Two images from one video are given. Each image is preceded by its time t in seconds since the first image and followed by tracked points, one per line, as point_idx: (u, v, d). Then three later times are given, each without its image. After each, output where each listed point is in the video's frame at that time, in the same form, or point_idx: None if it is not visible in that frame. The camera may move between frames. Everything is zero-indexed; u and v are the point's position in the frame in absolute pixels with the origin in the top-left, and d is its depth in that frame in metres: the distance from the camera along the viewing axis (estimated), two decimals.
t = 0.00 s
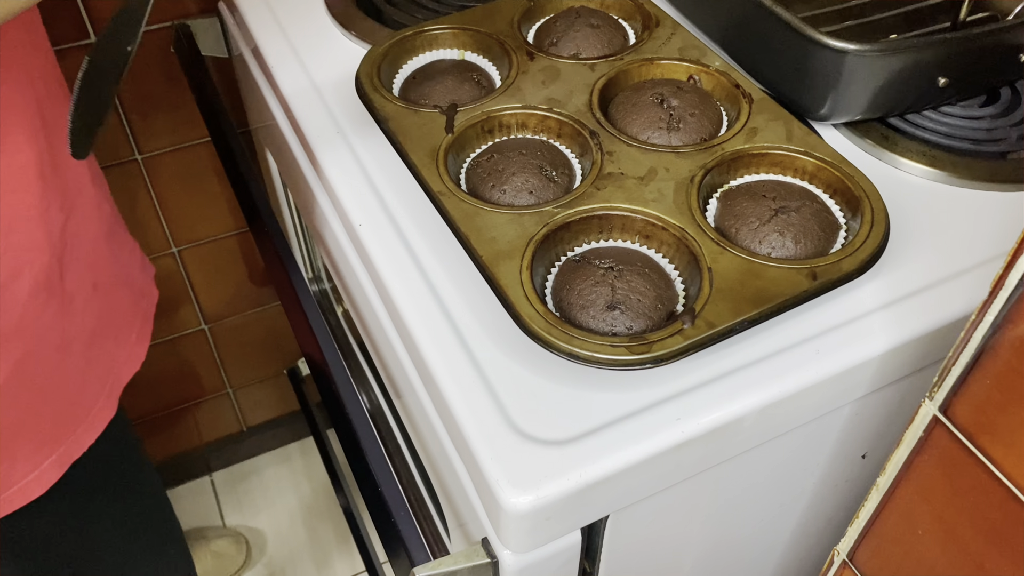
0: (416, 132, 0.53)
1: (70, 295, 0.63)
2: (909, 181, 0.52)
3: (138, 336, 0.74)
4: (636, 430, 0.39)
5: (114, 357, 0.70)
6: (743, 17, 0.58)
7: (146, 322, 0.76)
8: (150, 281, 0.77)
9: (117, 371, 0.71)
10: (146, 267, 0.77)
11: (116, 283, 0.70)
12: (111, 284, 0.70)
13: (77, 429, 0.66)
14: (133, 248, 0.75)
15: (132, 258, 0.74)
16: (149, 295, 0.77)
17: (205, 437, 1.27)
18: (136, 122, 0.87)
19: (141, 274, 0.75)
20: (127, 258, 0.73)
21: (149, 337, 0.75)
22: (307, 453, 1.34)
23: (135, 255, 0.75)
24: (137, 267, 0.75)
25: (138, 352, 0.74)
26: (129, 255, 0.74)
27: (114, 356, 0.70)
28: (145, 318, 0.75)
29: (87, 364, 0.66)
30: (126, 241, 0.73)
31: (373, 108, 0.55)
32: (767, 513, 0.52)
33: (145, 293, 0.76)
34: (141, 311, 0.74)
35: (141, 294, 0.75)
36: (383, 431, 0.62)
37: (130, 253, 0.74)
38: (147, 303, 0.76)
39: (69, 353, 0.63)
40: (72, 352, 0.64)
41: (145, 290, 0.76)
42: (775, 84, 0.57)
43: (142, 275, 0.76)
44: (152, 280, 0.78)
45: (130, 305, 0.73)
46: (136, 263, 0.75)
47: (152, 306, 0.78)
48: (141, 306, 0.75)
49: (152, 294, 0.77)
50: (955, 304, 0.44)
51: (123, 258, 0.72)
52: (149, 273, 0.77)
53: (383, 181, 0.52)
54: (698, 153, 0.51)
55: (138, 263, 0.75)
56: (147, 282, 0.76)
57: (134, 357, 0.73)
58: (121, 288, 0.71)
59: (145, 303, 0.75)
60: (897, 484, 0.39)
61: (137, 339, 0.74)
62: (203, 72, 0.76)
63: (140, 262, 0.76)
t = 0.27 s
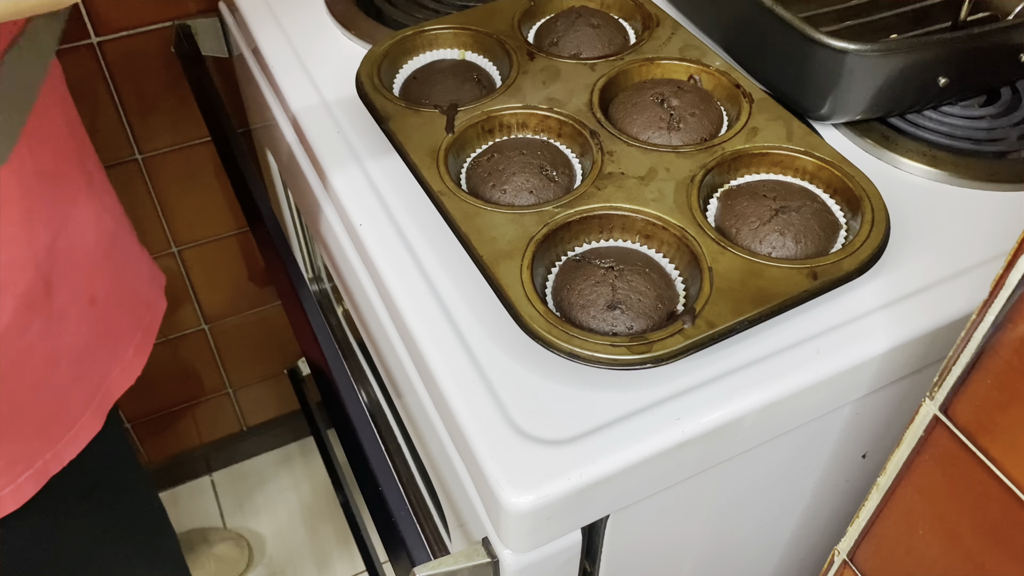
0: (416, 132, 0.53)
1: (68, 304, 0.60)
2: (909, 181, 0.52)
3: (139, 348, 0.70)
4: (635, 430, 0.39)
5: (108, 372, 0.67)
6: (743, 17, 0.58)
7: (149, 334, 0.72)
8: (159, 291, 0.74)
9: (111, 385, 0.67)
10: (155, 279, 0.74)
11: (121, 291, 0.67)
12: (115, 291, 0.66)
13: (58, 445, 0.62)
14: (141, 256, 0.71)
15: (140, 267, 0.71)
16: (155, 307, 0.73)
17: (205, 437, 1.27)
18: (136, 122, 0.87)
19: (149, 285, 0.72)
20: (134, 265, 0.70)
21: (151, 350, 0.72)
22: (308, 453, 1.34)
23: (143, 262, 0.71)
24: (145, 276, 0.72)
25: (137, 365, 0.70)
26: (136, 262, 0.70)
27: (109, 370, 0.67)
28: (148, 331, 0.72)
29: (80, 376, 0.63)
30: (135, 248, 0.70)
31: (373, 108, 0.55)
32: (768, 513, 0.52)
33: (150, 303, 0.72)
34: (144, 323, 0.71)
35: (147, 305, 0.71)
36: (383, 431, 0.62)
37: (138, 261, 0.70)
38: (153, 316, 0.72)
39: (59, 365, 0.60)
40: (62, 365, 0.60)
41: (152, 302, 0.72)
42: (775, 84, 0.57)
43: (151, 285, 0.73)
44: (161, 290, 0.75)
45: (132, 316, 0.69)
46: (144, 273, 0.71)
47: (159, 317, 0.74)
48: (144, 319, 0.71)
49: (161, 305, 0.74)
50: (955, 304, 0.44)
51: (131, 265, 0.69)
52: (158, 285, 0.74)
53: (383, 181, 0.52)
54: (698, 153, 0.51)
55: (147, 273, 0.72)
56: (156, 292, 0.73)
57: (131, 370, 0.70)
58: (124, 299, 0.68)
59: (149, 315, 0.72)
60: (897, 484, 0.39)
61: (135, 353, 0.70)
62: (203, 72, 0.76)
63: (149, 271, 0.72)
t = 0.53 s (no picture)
0: (416, 132, 0.53)
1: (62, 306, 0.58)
2: (909, 181, 0.52)
3: (131, 355, 0.69)
4: (635, 430, 0.39)
5: (97, 378, 0.65)
6: (743, 17, 0.58)
7: (143, 342, 0.71)
8: (155, 300, 0.73)
9: (100, 392, 0.65)
10: (152, 287, 0.72)
11: (115, 295, 0.66)
12: (111, 296, 0.65)
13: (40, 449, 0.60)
14: (139, 262, 0.70)
15: (137, 273, 0.69)
16: (149, 314, 0.72)
17: (205, 437, 1.27)
18: (136, 122, 0.87)
19: (145, 292, 0.71)
20: (131, 270, 0.68)
21: (144, 359, 0.70)
22: (308, 453, 1.34)
23: (140, 268, 0.70)
24: (141, 283, 0.70)
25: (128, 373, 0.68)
26: (133, 267, 0.69)
27: (98, 376, 0.65)
28: (142, 338, 0.70)
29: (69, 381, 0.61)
30: (132, 253, 0.69)
31: (374, 108, 0.55)
32: (768, 513, 0.52)
33: (145, 311, 0.71)
34: (137, 330, 0.69)
35: (143, 311, 0.70)
36: (383, 431, 0.62)
37: (135, 266, 0.69)
38: (147, 323, 0.71)
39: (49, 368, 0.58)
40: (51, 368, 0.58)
41: (147, 308, 0.71)
42: (775, 84, 0.57)
43: (148, 293, 0.71)
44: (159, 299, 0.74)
45: (126, 322, 0.68)
46: (141, 279, 0.70)
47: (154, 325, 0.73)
48: (137, 326, 0.69)
49: (156, 313, 0.72)
50: (955, 304, 0.44)
51: (127, 270, 0.68)
52: (155, 293, 0.72)
53: (383, 181, 0.52)
54: (698, 153, 0.51)
55: (144, 280, 0.71)
56: (151, 300, 0.72)
57: (121, 378, 0.68)
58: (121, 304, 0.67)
59: (143, 322, 0.70)
60: (897, 484, 0.39)
61: (126, 359, 0.68)
62: (203, 72, 0.76)
63: (146, 277, 0.71)
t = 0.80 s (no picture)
0: (416, 132, 0.53)
1: (32, 300, 0.56)
2: (909, 181, 0.52)
3: (114, 348, 0.67)
4: (635, 430, 0.39)
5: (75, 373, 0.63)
6: (743, 17, 0.58)
7: (128, 332, 0.68)
8: (143, 292, 0.71)
9: (79, 389, 0.64)
10: (141, 279, 0.70)
11: (99, 288, 0.64)
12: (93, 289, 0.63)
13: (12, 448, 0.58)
14: (128, 253, 0.68)
15: (125, 265, 0.67)
16: (136, 306, 0.69)
17: (205, 437, 1.27)
18: (136, 122, 0.87)
19: (131, 284, 0.68)
20: (118, 261, 0.66)
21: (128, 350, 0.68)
22: (308, 453, 1.34)
23: (129, 260, 0.68)
24: (128, 275, 0.68)
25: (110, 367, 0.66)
26: (121, 258, 0.67)
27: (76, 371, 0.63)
28: (127, 329, 0.68)
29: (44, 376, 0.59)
30: (121, 243, 0.67)
31: (373, 108, 0.55)
32: (767, 513, 0.52)
33: (132, 304, 0.69)
34: (121, 323, 0.67)
35: (129, 304, 0.68)
36: (383, 431, 0.62)
37: (123, 256, 0.67)
38: (134, 317, 0.69)
39: (20, 363, 0.56)
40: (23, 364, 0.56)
41: (134, 301, 0.69)
42: (775, 84, 0.57)
43: (135, 285, 0.69)
44: (148, 291, 0.72)
45: (110, 315, 0.66)
46: (129, 271, 0.68)
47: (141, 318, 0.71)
48: (121, 319, 0.67)
49: (143, 306, 0.70)
50: (955, 305, 0.44)
51: (114, 261, 0.66)
52: (143, 286, 0.70)
53: (383, 181, 0.52)
54: (698, 153, 0.51)
55: (131, 271, 0.68)
56: (138, 293, 0.70)
57: (103, 371, 0.66)
58: (104, 298, 0.65)
59: (128, 316, 0.68)
60: (897, 484, 0.39)
61: (109, 354, 0.66)
62: (203, 72, 0.76)
63: (135, 269, 0.69)
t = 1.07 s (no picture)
0: (416, 132, 0.53)
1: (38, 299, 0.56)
2: (909, 181, 0.52)
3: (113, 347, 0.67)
4: (635, 430, 0.39)
5: (77, 372, 0.63)
6: (743, 17, 0.58)
7: (125, 330, 0.69)
8: (139, 290, 0.71)
9: (81, 387, 0.64)
10: (138, 276, 0.70)
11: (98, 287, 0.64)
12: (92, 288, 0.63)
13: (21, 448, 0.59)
14: (125, 251, 0.68)
15: (122, 263, 0.68)
16: (133, 304, 0.70)
17: (205, 437, 1.27)
18: (136, 122, 0.87)
19: (129, 282, 0.69)
20: (115, 259, 0.66)
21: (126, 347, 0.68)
22: (308, 453, 1.34)
23: (126, 258, 0.68)
24: (124, 272, 0.68)
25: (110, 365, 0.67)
26: (119, 256, 0.67)
27: (78, 370, 0.63)
28: (124, 326, 0.68)
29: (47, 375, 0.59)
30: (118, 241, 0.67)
31: (373, 108, 0.55)
32: (767, 513, 0.52)
33: (129, 301, 0.69)
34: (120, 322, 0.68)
35: (127, 301, 0.68)
36: (383, 431, 0.62)
37: (120, 254, 0.67)
38: (132, 315, 0.69)
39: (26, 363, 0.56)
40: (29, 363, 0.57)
41: (131, 299, 0.69)
42: (775, 84, 0.57)
43: (132, 283, 0.69)
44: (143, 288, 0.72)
45: (110, 313, 0.66)
46: (126, 269, 0.68)
47: (137, 316, 0.71)
48: (120, 317, 0.68)
49: (140, 303, 0.71)
50: (955, 304, 0.44)
51: (111, 260, 0.66)
52: (140, 284, 0.71)
53: (383, 181, 0.52)
54: (698, 153, 0.51)
55: (129, 269, 0.69)
56: (135, 290, 0.70)
57: (102, 369, 0.66)
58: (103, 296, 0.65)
59: (127, 313, 0.68)
60: (897, 484, 0.39)
61: (109, 352, 0.66)
62: (203, 72, 0.76)
63: (132, 266, 0.69)
